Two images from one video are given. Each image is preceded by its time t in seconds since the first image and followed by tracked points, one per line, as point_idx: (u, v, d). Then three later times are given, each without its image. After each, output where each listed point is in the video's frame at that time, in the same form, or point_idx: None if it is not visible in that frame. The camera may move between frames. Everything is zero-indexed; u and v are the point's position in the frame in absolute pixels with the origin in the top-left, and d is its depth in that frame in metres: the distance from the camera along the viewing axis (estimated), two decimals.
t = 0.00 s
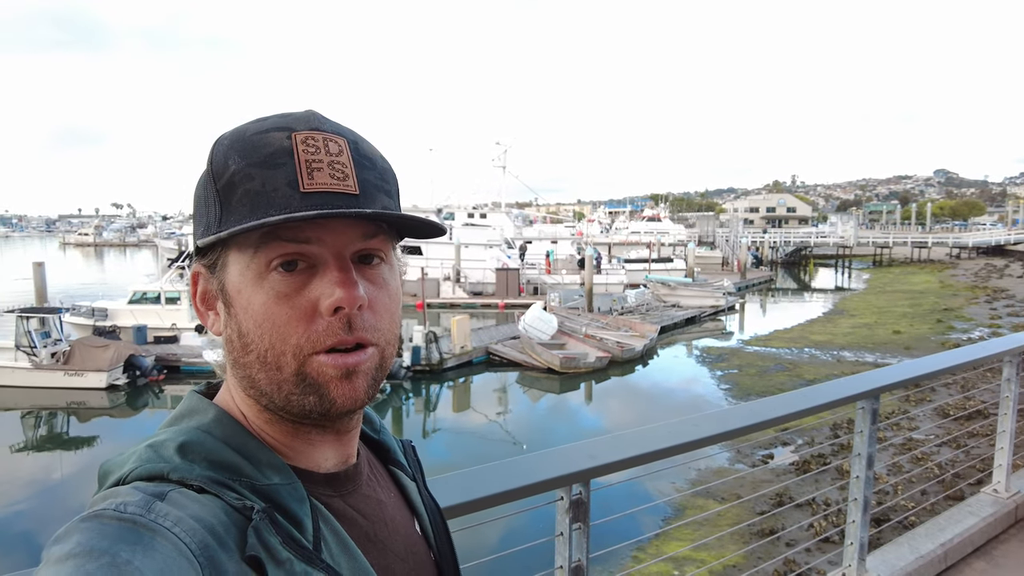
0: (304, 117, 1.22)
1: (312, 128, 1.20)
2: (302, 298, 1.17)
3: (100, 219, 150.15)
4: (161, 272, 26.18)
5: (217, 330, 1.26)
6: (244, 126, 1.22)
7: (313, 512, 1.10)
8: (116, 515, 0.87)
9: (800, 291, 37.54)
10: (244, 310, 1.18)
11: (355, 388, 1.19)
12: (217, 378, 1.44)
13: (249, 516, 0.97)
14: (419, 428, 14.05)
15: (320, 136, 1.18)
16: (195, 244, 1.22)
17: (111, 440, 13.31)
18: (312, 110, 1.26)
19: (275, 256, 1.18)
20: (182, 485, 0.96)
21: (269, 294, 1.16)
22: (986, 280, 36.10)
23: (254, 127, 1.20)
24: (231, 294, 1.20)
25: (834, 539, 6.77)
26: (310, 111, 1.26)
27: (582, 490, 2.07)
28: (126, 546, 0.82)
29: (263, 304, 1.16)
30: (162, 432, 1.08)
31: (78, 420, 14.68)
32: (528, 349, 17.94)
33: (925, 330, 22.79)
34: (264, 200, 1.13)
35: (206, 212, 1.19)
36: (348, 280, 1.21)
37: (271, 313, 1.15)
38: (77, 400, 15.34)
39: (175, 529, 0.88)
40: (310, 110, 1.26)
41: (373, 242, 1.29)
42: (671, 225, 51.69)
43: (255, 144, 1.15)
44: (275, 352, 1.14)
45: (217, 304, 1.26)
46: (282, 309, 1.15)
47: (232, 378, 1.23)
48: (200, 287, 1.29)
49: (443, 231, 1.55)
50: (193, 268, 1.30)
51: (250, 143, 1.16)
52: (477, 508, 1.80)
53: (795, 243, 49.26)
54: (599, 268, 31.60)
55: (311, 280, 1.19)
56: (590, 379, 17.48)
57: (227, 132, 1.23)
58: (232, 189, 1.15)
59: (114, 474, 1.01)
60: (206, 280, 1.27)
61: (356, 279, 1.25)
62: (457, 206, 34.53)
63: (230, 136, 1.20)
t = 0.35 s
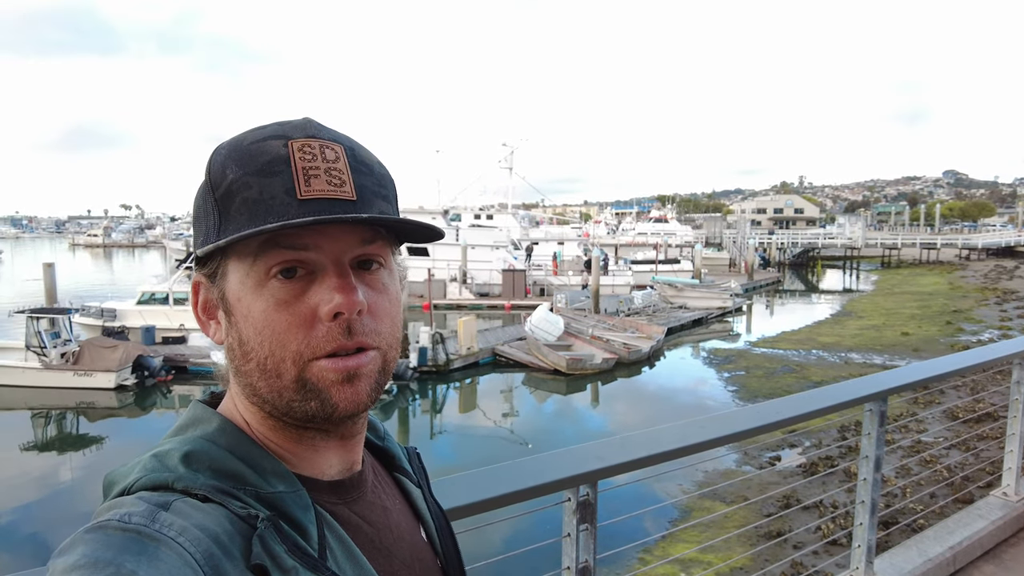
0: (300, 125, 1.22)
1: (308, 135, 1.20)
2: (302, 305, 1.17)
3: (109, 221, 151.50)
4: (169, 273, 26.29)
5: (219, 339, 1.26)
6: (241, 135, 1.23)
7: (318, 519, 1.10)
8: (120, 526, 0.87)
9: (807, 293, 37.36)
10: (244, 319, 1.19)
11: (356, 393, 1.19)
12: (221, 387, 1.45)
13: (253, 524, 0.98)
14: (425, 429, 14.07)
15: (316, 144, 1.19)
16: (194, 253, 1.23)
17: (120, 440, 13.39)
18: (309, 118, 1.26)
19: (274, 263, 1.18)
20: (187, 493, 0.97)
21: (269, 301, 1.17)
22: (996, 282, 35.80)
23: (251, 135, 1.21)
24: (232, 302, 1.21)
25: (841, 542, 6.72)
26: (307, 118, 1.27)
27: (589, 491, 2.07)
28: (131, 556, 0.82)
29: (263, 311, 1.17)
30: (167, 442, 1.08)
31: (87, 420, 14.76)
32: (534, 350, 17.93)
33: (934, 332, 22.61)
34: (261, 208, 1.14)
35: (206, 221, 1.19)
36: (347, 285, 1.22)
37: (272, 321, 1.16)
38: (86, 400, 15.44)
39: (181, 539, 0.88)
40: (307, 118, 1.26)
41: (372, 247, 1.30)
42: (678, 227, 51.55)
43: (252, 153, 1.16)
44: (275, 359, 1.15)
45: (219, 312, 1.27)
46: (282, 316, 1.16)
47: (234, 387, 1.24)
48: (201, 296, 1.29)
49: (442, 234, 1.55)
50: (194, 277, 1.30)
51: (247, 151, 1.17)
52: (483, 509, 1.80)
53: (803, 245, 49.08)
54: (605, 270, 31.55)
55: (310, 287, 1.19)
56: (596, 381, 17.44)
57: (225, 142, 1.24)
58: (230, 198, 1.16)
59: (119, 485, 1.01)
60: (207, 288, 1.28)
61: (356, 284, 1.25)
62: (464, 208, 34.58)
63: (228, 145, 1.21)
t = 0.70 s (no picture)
0: (305, 131, 1.23)
1: (314, 143, 1.21)
2: (306, 311, 1.17)
3: (116, 221, 152.32)
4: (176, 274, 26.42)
5: (223, 344, 1.26)
6: (248, 140, 1.23)
7: (321, 525, 1.11)
8: (124, 531, 0.88)
9: (814, 293, 37.22)
10: (249, 324, 1.19)
11: (360, 400, 1.20)
12: (223, 391, 1.45)
13: (257, 530, 0.98)
14: (431, 429, 14.07)
15: (322, 151, 1.20)
16: (199, 258, 1.23)
17: (127, 440, 13.45)
18: (315, 124, 1.27)
19: (279, 269, 1.18)
20: (190, 500, 0.97)
21: (274, 306, 1.17)
22: (1004, 282, 35.59)
23: (256, 142, 1.21)
24: (236, 308, 1.21)
25: (847, 543, 6.69)
26: (313, 125, 1.27)
27: (592, 492, 2.07)
28: (135, 562, 0.83)
29: (268, 318, 1.17)
30: (170, 447, 1.08)
31: (94, 419, 14.84)
32: (539, 351, 17.92)
33: (941, 332, 22.49)
34: (267, 213, 1.14)
35: (212, 226, 1.20)
36: (352, 291, 1.22)
37: (277, 327, 1.16)
38: (93, 399, 15.52)
39: (184, 545, 0.88)
40: (313, 124, 1.27)
41: (376, 253, 1.30)
42: (683, 226, 51.46)
43: (258, 159, 1.17)
44: (279, 365, 1.15)
45: (223, 317, 1.27)
46: (287, 322, 1.16)
47: (237, 392, 1.24)
48: (205, 302, 1.29)
49: (445, 240, 1.55)
50: (198, 282, 1.31)
51: (254, 157, 1.17)
52: (487, 509, 1.81)
53: (809, 245, 48.91)
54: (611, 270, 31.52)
55: (315, 293, 1.19)
56: (601, 381, 17.42)
57: (231, 147, 1.24)
58: (236, 204, 1.16)
59: (122, 490, 1.02)
60: (211, 294, 1.28)
61: (360, 290, 1.25)
62: (469, 208, 34.63)
63: (234, 150, 1.22)
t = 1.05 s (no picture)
0: (302, 126, 1.22)
1: (311, 138, 1.20)
2: (300, 307, 1.17)
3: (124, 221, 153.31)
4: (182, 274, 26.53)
5: (217, 339, 1.26)
6: (244, 135, 1.23)
7: (314, 520, 1.10)
8: (114, 523, 0.87)
9: (821, 292, 37.03)
10: (243, 321, 1.18)
11: (351, 397, 1.19)
12: (218, 387, 1.45)
13: (248, 523, 0.98)
14: (436, 429, 14.09)
15: (319, 146, 1.19)
16: (194, 253, 1.22)
17: (135, 438, 13.52)
18: (312, 119, 1.26)
19: (273, 265, 1.18)
20: (181, 492, 0.97)
21: (267, 302, 1.16)
22: (1013, 282, 35.31)
23: (252, 137, 1.21)
24: (230, 302, 1.21)
25: (853, 543, 6.64)
26: (310, 120, 1.26)
27: (593, 490, 2.06)
28: (127, 554, 0.82)
29: (262, 313, 1.16)
30: (163, 440, 1.08)
31: (102, 418, 14.92)
32: (545, 350, 17.91)
33: (948, 332, 22.33)
34: (261, 208, 1.14)
35: (207, 220, 1.19)
36: (345, 288, 1.21)
37: (270, 323, 1.16)
38: (101, 398, 15.60)
39: (174, 537, 0.88)
40: (309, 119, 1.26)
41: (372, 250, 1.30)
42: (690, 226, 51.29)
43: (253, 154, 1.16)
44: (272, 361, 1.15)
45: (217, 313, 1.26)
46: (281, 318, 1.16)
47: (231, 387, 1.23)
48: (200, 296, 1.29)
49: (441, 239, 1.56)
50: (194, 275, 1.30)
51: (249, 151, 1.16)
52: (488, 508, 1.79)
53: (816, 245, 48.68)
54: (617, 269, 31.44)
55: (308, 289, 1.19)
56: (607, 381, 17.38)
57: (226, 142, 1.23)
58: (231, 199, 1.15)
59: (113, 483, 1.01)
60: (207, 288, 1.27)
61: (354, 287, 1.24)
62: (475, 207, 34.63)
63: (230, 146, 1.21)
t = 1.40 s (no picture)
0: (308, 117, 1.21)
1: (317, 129, 1.19)
2: (305, 299, 1.16)
3: (137, 221, 154.78)
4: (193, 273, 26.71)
5: (222, 330, 1.26)
6: (250, 126, 1.22)
7: (315, 510, 1.10)
8: (117, 510, 0.87)
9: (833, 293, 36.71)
10: (248, 311, 1.18)
11: (356, 389, 1.19)
12: (222, 378, 1.45)
13: (250, 513, 0.97)
14: (445, 429, 14.10)
15: (325, 137, 1.18)
16: (199, 244, 1.22)
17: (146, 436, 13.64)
18: (318, 111, 1.26)
19: (278, 256, 1.17)
20: (183, 481, 0.96)
21: (273, 294, 1.16)
22: None
23: (258, 127, 1.20)
24: (235, 293, 1.20)
25: (865, 545, 6.57)
26: (316, 111, 1.25)
27: (602, 488, 2.04)
28: (128, 541, 0.82)
29: (267, 305, 1.16)
30: (166, 430, 1.08)
31: (115, 416, 15.05)
32: (555, 350, 17.87)
33: (962, 333, 22.07)
34: (268, 198, 1.13)
35: (213, 210, 1.19)
36: (351, 280, 1.21)
37: (274, 314, 1.15)
38: (113, 396, 15.73)
39: (176, 524, 0.87)
40: (316, 111, 1.26)
41: (377, 242, 1.29)
42: (700, 226, 51.00)
43: (259, 144, 1.16)
44: (278, 352, 1.15)
45: (222, 303, 1.26)
46: (287, 310, 1.15)
47: (235, 377, 1.23)
48: (205, 286, 1.29)
49: (446, 231, 1.55)
50: (198, 266, 1.30)
51: (255, 142, 1.16)
52: (494, 504, 1.78)
53: (827, 245, 48.28)
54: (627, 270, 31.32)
55: (313, 280, 1.18)
56: (616, 381, 17.31)
57: (232, 132, 1.23)
58: (237, 189, 1.15)
59: (117, 470, 1.01)
60: (211, 279, 1.27)
61: (359, 279, 1.24)
62: (484, 207, 34.63)
63: (235, 136, 1.21)
